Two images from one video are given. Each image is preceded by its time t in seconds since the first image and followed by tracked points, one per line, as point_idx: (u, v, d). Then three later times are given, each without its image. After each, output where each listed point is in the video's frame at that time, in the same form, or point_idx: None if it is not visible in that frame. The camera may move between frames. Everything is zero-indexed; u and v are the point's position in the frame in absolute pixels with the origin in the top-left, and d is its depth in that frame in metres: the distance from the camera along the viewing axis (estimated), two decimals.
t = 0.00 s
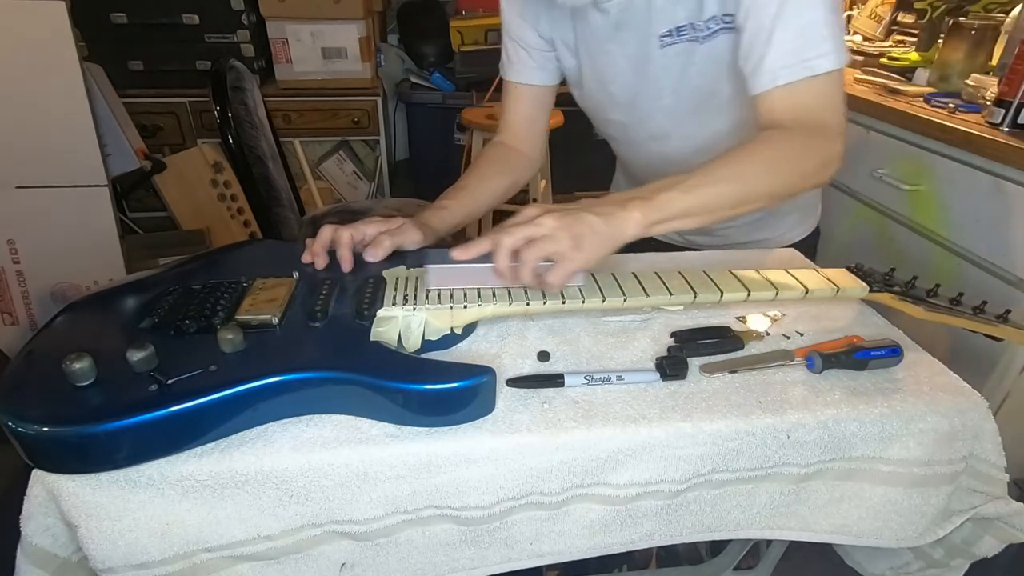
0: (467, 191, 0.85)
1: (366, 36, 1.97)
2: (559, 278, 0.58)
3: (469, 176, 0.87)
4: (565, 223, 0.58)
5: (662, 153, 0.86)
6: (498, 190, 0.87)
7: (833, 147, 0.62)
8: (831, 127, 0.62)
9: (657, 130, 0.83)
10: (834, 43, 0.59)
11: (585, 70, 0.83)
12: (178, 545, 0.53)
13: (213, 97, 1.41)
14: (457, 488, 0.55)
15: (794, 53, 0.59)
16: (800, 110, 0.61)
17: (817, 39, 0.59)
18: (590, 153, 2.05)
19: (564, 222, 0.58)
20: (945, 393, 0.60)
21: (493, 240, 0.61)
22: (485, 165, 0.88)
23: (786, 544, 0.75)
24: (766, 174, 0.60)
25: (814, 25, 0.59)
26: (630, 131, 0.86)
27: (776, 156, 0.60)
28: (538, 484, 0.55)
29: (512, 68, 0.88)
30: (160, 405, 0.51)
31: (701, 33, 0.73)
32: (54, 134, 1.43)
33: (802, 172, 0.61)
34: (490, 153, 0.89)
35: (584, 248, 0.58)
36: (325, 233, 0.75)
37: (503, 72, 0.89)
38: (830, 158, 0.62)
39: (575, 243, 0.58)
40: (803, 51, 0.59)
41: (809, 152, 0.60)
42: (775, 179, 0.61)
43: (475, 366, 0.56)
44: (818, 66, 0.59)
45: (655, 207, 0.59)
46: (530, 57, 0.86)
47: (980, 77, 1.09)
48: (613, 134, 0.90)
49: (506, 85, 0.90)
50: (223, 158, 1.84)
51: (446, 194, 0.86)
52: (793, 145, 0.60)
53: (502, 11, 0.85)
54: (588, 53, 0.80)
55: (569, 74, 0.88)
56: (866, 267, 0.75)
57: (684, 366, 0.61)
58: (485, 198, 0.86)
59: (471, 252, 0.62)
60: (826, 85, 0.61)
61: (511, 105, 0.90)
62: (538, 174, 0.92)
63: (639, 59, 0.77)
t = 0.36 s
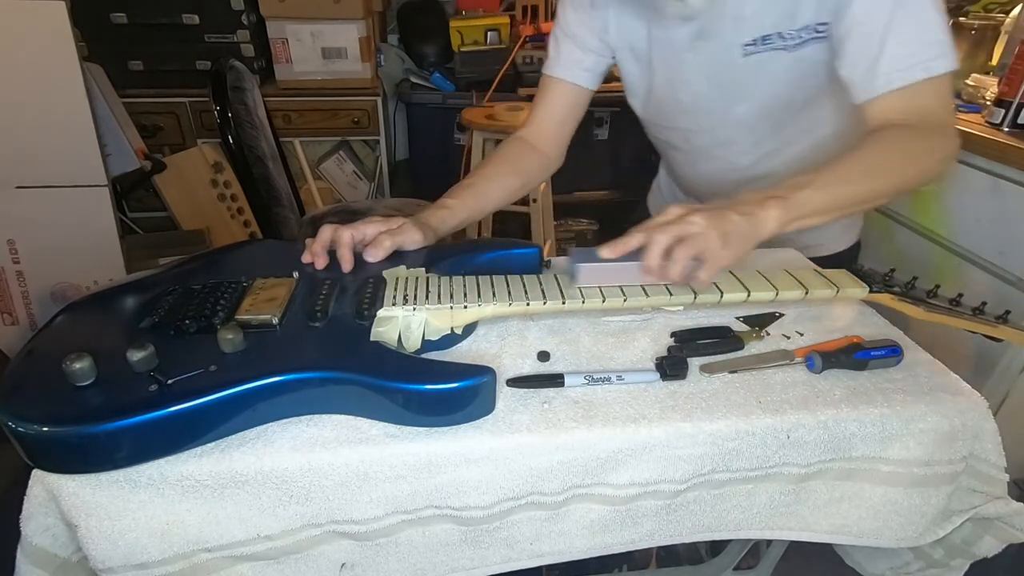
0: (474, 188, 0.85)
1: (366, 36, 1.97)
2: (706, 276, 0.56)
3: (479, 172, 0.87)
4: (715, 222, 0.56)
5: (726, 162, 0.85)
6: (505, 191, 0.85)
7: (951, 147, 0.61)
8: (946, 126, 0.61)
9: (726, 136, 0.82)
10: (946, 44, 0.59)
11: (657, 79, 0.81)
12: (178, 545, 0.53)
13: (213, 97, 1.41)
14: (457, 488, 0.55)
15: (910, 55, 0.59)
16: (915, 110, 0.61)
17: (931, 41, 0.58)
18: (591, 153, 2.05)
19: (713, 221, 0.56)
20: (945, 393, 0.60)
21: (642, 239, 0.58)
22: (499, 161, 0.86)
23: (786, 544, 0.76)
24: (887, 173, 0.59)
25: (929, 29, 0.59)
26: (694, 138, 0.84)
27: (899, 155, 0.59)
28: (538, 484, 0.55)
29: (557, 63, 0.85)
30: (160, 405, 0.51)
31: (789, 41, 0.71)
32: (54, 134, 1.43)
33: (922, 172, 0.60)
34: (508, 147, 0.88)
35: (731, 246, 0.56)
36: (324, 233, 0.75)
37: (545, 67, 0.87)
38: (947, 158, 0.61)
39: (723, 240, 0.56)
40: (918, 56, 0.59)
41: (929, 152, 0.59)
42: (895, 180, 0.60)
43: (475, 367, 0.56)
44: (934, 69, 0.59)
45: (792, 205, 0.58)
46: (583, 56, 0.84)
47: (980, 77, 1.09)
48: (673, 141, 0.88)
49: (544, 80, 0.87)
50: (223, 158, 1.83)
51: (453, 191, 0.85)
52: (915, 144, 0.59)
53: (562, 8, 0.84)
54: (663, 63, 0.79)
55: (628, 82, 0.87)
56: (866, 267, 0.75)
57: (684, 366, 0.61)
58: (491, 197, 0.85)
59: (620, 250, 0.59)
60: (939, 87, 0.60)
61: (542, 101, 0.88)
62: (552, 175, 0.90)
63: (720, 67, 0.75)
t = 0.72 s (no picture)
0: (480, 183, 0.84)
1: (365, 36, 1.97)
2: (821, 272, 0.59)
3: (486, 167, 0.86)
4: (826, 219, 0.58)
5: (765, 169, 0.86)
6: (509, 189, 0.85)
7: None
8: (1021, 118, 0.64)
9: (767, 143, 0.83)
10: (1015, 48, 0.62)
11: (701, 88, 0.83)
12: (178, 545, 0.53)
13: (213, 97, 1.41)
14: (457, 488, 0.55)
15: (986, 60, 0.62)
16: (989, 105, 0.64)
17: (1002, 47, 0.62)
18: (591, 153, 2.06)
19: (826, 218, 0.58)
20: (946, 393, 0.60)
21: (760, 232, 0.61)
22: (507, 156, 0.86)
23: (786, 544, 0.76)
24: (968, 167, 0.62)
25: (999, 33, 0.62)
26: (730, 145, 0.86)
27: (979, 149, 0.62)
28: (538, 484, 0.55)
29: (586, 59, 0.85)
30: (160, 405, 0.51)
31: (841, 50, 0.73)
32: (54, 134, 1.43)
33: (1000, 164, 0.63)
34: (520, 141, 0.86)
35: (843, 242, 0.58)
36: (324, 233, 0.75)
37: (572, 64, 0.87)
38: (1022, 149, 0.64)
39: (836, 237, 0.58)
40: (986, 59, 0.62)
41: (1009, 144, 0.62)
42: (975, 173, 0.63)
43: (475, 367, 0.56)
44: (1004, 69, 0.62)
45: (889, 200, 0.61)
46: (614, 55, 0.84)
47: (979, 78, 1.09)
48: (710, 149, 0.89)
49: (567, 79, 0.87)
50: (223, 158, 1.83)
51: (456, 187, 0.85)
52: (995, 138, 0.62)
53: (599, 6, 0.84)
54: (710, 71, 0.81)
55: (664, 90, 0.87)
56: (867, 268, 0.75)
57: (684, 366, 0.61)
58: (494, 193, 0.84)
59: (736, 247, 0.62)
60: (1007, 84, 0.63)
61: (561, 99, 0.87)
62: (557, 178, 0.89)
63: (769, 75, 0.78)
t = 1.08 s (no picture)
0: (481, 181, 0.83)
1: (366, 36, 1.97)
2: (853, 270, 0.62)
3: (487, 164, 0.85)
4: (857, 217, 0.61)
5: (772, 169, 0.86)
6: (510, 187, 0.84)
7: None
8: None
9: (775, 143, 0.83)
10: None
11: (710, 88, 0.83)
12: (178, 545, 0.53)
13: (212, 97, 1.41)
14: (457, 488, 0.55)
15: (1007, 59, 0.63)
16: (1011, 103, 0.64)
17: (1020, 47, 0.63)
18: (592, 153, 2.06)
19: (857, 217, 0.61)
20: (946, 393, 0.60)
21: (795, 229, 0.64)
22: (509, 153, 0.85)
23: (786, 544, 0.76)
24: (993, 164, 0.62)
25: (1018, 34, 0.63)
26: (740, 146, 0.85)
27: (1003, 143, 0.62)
28: (538, 484, 0.55)
29: (594, 56, 0.85)
30: (161, 405, 0.51)
31: (855, 51, 0.73)
32: (54, 134, 1.43)
33: None
34: (523, 138, 0.86)
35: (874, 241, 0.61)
36: (325, 232, 0.75)
37: (580, 61, 0.87)
38: None
39: (868, 236, 0.61)
40: (1005, 60, 0.63)
41: None
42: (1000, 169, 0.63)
43: (475, 367, 0.56)
44: None
45: (923, 199, 0.62)
46: (622, 53, 0.84)
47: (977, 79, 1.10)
48: (718, 150, 0.89)
49: (574, 78, 0.87)
50: (223, 158, 1.83)
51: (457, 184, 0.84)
52: (1018, 136, 0.62)
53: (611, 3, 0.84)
54: (720, 71, 0.81)
55: (674, 89, 0.87)
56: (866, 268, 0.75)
57: (684, 366, 0.61)
58: (495, 191, 0.84)
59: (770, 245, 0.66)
60: None
61: (567, 96, 0.87)
62: (558, 177, 0.89)
63: (781, 76, 0.78)
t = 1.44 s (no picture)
0: (481, 183, 0.83)
1: (366, 36, 1.97)
2: (852, 271, 0.62)
3: (487, 166, 0.86)
4: (856, 218, 0.61)
5: (765, 168, 0.86)
6: (511, 189, 0.85)
7: None
8: None
9: (768, 142, 0.83)
10: None
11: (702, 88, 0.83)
12: (178, 545, 0.53)
13: (213, 97, 1.41)
14: (457, 488, 0.55)
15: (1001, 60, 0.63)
16: (1011, 101, 0.64)
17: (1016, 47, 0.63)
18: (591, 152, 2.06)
19: (857, 218, 0.61)
20: (946, 393, 0.60)
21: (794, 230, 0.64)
22: (508, 155, 0.85)
23: (786, 544, 0.75)
24: (991, 163, 0.63)
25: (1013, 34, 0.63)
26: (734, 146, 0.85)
27: (1002, 142, 0.62)
28: (538, 484, 0.55)
29: (587, 57, 0.85)
30: (161, 405, 0.51)
31: (846, 52, 0.74)
32: (54, 134, 1.43)
33: None
34: (522, 140, 0.86)
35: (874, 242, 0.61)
36: (325, 233, 0.75)
37: (574, 62, 0.87)
38: None
39: (867, 238, 0.61)
40: (998, 62, 0.63)
41: None
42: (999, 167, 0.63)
43: (474, 367, 0.56)
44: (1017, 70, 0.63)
45: (922, 199, 0.63)
46: (615, 53, 0.84)
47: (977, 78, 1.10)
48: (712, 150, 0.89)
49: (569, 78, 0.87)
50: (223, 158, 1.84)
51: (458, 186, 0.85)
52: (1015, 134, 0.62)
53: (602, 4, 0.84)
54: (711, 71, 0.81)
55: (666, 88, 0.87)
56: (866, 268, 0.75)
57: (684, 366, 0.61)
58: (495, 193, 0.84)
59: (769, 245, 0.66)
60: None
61: (563, 98, 0.87)
62: (558, 177, 0.89)
63: (772, 76, 0.78)
